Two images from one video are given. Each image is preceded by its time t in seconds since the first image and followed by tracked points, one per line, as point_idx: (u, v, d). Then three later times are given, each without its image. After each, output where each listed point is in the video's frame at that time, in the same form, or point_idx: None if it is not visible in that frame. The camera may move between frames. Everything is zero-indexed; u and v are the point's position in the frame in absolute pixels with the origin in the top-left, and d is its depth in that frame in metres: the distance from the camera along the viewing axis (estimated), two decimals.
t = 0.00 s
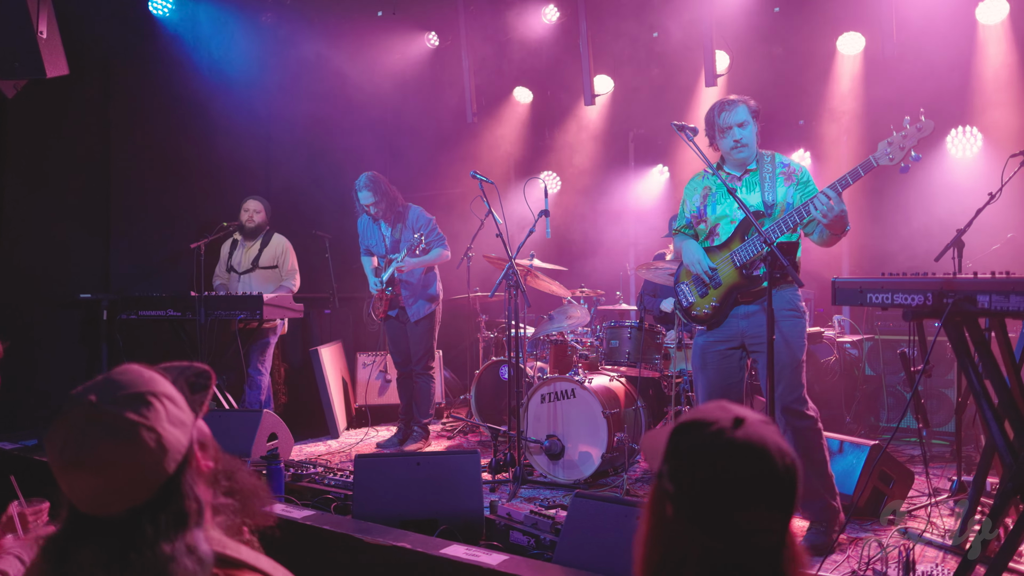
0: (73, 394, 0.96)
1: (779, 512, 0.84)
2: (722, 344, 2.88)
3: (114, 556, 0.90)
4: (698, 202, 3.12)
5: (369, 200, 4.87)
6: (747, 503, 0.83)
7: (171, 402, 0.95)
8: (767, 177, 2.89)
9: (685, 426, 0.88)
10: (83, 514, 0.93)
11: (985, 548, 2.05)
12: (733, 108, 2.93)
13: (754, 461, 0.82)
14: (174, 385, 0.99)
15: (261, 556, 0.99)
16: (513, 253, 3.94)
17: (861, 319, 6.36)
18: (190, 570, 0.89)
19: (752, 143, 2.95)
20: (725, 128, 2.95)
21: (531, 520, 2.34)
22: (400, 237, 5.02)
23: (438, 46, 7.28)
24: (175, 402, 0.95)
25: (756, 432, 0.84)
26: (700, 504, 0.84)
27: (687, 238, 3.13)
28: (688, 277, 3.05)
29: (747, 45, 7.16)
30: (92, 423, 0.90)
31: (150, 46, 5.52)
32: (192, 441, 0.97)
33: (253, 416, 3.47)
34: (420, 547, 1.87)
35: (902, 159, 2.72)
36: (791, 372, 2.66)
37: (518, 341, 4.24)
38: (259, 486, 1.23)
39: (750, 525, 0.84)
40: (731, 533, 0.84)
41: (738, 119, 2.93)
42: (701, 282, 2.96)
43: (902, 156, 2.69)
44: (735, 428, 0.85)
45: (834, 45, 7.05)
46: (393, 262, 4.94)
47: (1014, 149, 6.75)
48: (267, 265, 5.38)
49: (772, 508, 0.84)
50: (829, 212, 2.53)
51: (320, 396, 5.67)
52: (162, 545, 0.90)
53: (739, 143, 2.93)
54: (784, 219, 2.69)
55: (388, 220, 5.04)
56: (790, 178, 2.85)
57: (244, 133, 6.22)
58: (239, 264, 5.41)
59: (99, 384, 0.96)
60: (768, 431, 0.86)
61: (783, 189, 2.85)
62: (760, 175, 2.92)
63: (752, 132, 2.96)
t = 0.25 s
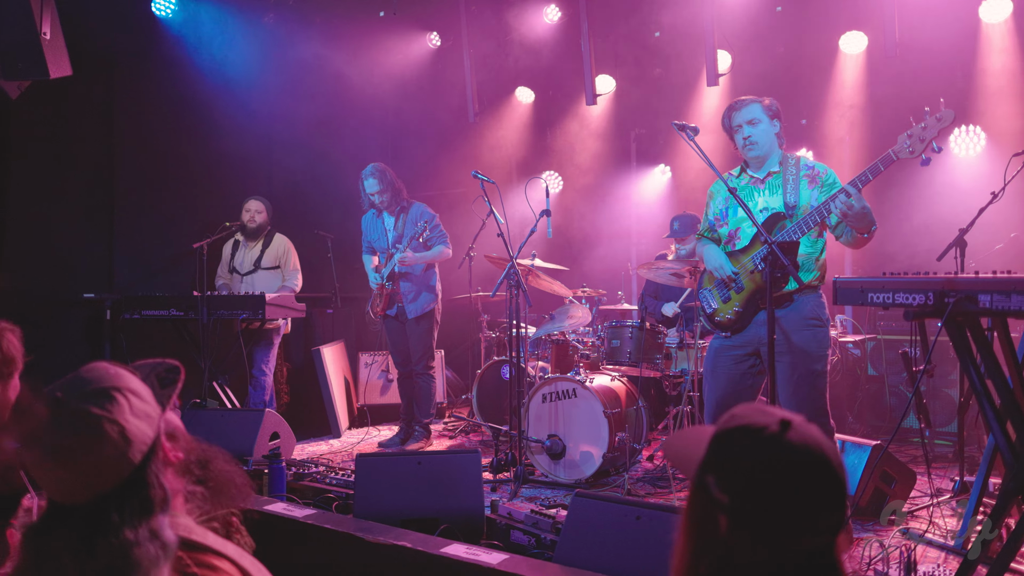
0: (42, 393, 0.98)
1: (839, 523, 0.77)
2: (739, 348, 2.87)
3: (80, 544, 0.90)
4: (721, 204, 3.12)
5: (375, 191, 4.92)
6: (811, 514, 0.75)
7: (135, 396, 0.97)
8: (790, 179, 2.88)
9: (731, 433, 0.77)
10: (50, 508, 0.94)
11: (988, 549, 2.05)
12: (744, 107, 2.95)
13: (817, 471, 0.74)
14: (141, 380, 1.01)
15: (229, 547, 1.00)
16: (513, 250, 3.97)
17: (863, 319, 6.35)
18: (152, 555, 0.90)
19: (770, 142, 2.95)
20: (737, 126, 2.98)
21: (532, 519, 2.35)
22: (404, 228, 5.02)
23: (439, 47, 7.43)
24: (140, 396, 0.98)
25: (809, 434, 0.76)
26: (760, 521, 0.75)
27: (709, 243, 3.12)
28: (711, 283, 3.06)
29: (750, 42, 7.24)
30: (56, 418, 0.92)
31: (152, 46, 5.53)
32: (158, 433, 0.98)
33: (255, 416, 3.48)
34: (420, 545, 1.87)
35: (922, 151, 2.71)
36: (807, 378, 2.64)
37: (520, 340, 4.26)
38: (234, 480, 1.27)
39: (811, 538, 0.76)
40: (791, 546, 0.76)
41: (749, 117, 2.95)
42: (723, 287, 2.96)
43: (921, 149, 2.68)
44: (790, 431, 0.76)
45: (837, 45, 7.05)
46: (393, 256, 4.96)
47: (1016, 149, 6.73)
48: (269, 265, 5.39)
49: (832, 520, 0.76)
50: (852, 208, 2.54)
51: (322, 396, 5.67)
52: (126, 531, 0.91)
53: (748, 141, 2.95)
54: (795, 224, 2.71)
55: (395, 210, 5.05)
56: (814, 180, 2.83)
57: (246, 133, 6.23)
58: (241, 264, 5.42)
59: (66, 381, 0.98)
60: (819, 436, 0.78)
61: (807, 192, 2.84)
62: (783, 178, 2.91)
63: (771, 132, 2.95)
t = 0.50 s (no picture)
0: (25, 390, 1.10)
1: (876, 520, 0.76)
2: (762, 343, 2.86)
3: (47, 526, 0.99)
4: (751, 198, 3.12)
5: (384, 182, 5.00)
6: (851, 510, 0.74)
7: (106, 389, 1.08)
8: (813, 169, 2.85)
9: (763, 435, 0.76)
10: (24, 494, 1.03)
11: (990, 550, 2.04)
12: (770, 95, 2.94)
13: (854, 465, 0.74)
14: (115, 378, 1.13)
15: (190, 535, 1.08)
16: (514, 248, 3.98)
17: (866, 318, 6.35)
18: (111, 537, 0.96)
19: (794, 131, 2.93)
20: (763, 115, 2.96)
21: (534, 519, 2.35)
22: (407, 221, 5.02)
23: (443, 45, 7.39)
24: (111, 389, 1.09)
25: (839, 430, 0.77)
26: (802, 518, 0.74)
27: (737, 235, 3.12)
28: (740, 278, 3.07)
29: (752, 38, 7.35)
30: (30, 408, 1.03)
31: (155, 46, 5.54)
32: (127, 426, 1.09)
33: (257, 415, 3.48)
34: (422, 544, 1.88)
35: (932, 132, 2.71)
36: (827, 379, 2.62)
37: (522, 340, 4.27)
38: (209, 472, 1.44)
39: (850, 539, 0.75)
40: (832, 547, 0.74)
41: (775, 107, 2.93)
42: (751, 282, 2.99)
43: (930, 130, 2.68)
44: (820, 429, 0.76)
45: (840, 44, 7.06)
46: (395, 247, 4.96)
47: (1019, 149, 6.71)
48: (272, 264, 5.39)
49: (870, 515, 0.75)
50: (862, 194, 2.44)
51: (324, 396, 5.67)
52: (88, 513, 0.99)
53: (772, 130, 2.94)
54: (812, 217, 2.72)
55: (400, 201, 5.08)
56: (837, 167, 2.79)
57: (249, 132, 6.24)
58: (244, 262, 5.43)
59: (47, 377, 1.10)
60: (848, 432, 0.78)
61: (829, 179, 2.80)
62: (805, 168, 2.88)
63: (796, 122, 2.93)
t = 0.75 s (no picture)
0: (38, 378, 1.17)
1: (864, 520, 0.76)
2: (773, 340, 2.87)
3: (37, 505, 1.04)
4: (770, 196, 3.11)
5: (390, 179, 4.99)
6: (837, 512, 0.74)
7: (110, 380, 1.13)
8: (825, 164, 2.82)
9: (747, 434, 0.77)
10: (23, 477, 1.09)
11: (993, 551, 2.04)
12: (784, 92, 2.93)
13: (840, 468, 0.73)
14: (121, 370, 1.18)
15: (173, 529, 1.09)
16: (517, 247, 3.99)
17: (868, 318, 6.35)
18: (93, 522, 1.01)
19: (810, 128, 2.91)
20: (778, 113, 2.95)
21: (535, 519, 2.35)
22: (410, 220, 5.04)
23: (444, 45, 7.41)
24: (115, 381, 1.14)
25: (828, 430, 0.76)
26: (784, 521, 0.74)
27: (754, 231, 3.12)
28: (757, 273, 3.06)
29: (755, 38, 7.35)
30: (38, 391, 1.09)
31: (156, 46, 5.55)
32: (128, 417, 1.14)
33: (260, 414, 3.49)
34: (424, 544, 1.88)
35: (918, 124, 2.67)
36: (832, 379, 2.62)
37: (524, 340, 4.27)
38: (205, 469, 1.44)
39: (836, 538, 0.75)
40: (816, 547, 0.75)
41: (789, 104, 2.91)
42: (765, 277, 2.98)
43: (914, 122, 2.65)
44: (804, 430, 0.75)
45: (843, 43, 7.06)
46: (398, 245, 4.98)
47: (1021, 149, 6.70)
48: (274, 263, 5.39)
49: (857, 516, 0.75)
50: (848, 188, 2.39)
51: (327, 396, 5.68)
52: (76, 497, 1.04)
53: (785, 128, 2.94)
54: (815, 212, 2.74)
55: (404, 200, 5.09)
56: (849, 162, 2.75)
57: (251, 132, 6.24)
58: (246, 262, 5.44)
59: (57, 364, 1.16)
60: (838, 432, 0.78)
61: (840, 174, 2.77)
62: (818, 164, 2.85)
63: (812, 118, 2.90)
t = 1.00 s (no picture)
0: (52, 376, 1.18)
1: (814, 513, 0.83)
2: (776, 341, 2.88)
3: (56, 495, 1.06)
4: (785, 202, 3.09)
5: (394, 179, 5.03)
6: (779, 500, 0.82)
7: (125, 374, 1.15)
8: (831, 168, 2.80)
9: (716, 425, 0.88)
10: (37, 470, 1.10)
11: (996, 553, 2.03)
12: (791, 101, 2.92)
13: (785, 456, 0.81)
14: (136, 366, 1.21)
15: (188, 523, 1.11)
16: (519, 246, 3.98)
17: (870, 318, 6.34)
18: (111, 511, 1.03)
19: (818, 135, 2.88)
20: (787, 121, 2.94)
21: (537, 519, 2.34)
22: (411, 218, 5.03)
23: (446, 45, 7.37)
24: (131, 375, 1.16)
25: (786, 428, 0.85)
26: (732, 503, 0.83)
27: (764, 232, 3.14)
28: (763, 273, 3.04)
29: (756, 38, 7.33)
30: (54, 385, 1.11)
31: (157, 45, 5.55)
32: (144, 411, 1.16)
33: (262, 414, 3.49)
34: (426, 545, 1.88)
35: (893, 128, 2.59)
36: (839, 377, 2.63)
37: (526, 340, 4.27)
38: (216, 470, 1.43)
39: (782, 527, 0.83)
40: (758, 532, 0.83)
41: (796, 113, 2.90)
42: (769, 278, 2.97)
43: (888, 126, 2.57)
44: (765, 425, 0.85)
45: (844, 43, 7.05)
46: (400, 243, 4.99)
47: None
48: (275, 263, 5.39)
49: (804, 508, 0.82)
50: (831, 191, 2.42)
51: (329, 396, 5.68)
52: (93, 487, 1.05)
53: (793, 136, 2.92)
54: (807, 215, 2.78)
55: (405, 199, 5.08)
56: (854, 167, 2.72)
57: (252, 132, 6.25)
58: (248, 262, 5.45)
59: (75, 362, 1.19)
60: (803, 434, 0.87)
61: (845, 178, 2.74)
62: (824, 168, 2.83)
63: (820, 125, 2.88)
